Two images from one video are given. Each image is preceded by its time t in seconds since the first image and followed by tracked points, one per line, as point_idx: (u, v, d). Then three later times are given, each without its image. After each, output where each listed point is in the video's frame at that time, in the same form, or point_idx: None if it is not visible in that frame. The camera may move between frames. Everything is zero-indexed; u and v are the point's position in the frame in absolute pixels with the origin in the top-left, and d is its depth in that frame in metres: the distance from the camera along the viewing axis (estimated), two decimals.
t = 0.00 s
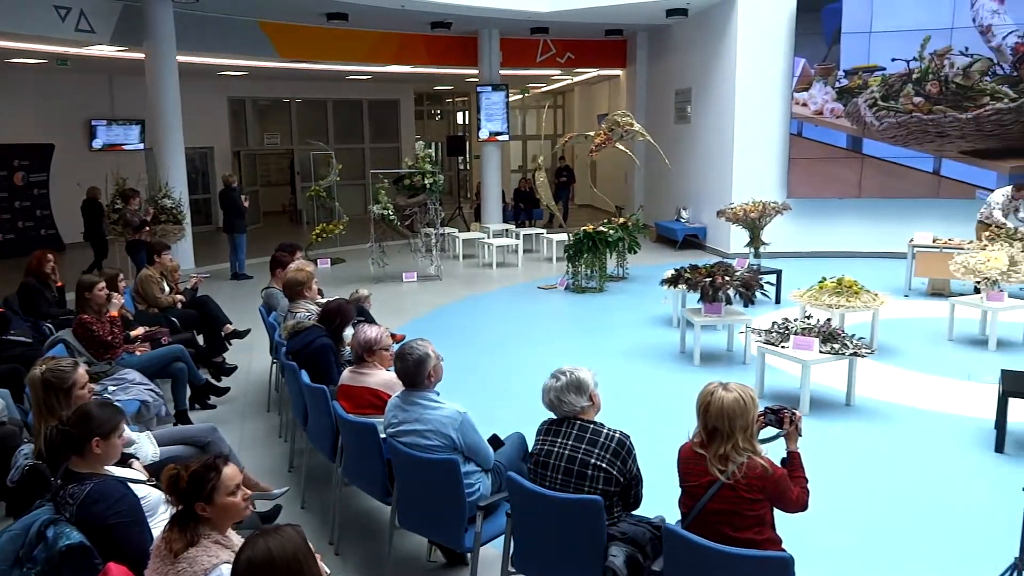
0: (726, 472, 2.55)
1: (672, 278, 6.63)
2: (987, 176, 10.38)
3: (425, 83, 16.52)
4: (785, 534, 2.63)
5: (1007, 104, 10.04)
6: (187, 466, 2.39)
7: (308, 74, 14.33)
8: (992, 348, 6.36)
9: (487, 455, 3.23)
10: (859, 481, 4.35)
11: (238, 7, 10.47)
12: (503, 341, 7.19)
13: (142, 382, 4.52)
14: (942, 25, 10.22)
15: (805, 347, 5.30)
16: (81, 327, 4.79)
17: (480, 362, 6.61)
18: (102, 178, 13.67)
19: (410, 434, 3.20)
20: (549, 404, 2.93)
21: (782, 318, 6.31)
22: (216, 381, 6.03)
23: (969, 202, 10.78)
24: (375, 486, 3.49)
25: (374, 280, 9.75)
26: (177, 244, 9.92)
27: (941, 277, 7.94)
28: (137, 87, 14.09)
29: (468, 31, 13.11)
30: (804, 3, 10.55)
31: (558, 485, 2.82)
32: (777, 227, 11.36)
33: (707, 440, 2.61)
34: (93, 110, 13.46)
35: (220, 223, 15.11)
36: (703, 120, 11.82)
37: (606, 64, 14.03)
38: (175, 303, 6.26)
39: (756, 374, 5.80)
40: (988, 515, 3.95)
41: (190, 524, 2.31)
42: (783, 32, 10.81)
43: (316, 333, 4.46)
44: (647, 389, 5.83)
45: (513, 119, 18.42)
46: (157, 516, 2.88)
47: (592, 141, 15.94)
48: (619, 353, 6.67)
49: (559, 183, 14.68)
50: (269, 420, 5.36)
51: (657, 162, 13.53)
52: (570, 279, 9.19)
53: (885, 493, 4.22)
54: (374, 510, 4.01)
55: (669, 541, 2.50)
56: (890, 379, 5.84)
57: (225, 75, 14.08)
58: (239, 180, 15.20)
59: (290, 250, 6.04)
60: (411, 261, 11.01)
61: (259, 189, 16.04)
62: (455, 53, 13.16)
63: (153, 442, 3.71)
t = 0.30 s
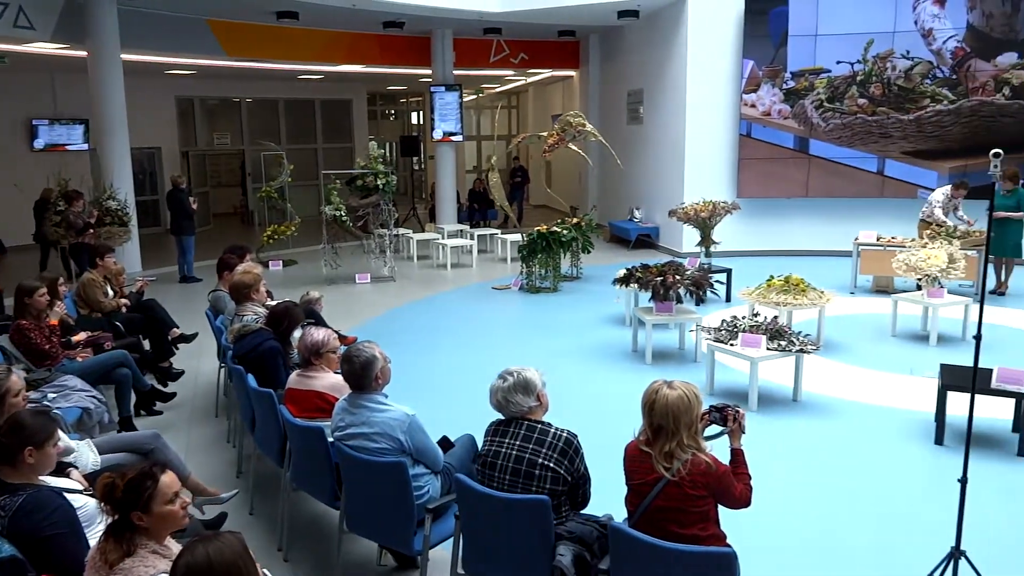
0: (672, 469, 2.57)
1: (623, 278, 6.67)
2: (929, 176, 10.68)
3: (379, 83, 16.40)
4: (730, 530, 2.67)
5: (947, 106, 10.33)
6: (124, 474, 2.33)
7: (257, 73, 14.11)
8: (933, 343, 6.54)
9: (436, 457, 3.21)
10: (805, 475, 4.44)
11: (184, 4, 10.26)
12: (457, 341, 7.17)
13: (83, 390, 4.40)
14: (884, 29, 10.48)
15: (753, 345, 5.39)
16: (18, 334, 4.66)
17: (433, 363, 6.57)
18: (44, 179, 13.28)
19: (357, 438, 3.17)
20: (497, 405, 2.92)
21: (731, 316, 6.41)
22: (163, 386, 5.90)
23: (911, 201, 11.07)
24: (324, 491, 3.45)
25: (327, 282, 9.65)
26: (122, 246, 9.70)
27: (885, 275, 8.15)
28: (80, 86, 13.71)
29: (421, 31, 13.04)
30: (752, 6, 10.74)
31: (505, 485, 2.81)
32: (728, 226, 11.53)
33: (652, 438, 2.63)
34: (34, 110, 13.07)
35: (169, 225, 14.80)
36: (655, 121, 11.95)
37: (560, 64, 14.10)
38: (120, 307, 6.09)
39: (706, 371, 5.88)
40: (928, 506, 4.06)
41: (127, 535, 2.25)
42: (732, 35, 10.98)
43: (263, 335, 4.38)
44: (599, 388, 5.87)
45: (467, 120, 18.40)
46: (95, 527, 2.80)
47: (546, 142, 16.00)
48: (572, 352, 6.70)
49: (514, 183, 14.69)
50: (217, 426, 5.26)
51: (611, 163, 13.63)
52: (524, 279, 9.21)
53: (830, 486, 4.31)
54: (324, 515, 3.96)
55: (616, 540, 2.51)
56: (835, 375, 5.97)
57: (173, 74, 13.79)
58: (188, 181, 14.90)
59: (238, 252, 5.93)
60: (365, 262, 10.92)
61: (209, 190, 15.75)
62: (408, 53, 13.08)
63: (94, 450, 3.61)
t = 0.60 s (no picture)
0: (621, 467, 2.59)
1: (578, 278, 6.69)
2: (875, 176, 10.89)
3: (333, 83, 16.25)
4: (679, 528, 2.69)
5: (892, 107, 10.57)
6: (58, 483, 2.26)
7: (208, 72, 13.85)
8: (879, 339, 6.69)
9: (387, 460, 3.18)
10: (755, 471, 4.50)
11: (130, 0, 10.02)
12: (411, 342, 7.13)
13: (24, 397, 4.25)
14: (832, 32, 10.70)
15: (705, 343, 5.45)
16: None
17: (388, 364, 6.53)
18: None
19: (306, 442, 3.13)
20: (447, 406, 2.90)
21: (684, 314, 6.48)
22: (109, 392, 5.74)
23: (859, 201, 11.32)
24: (273, 496, 3.39)
25: (280, 284, 9.52)
26: (67, 249, 9.44)
27: (833, 273, 8.32)
28: (21, 85, 13.31)
29: (375, 30, 12.94)
30: (703, 9, 10.90)
31: (456, 487, 2.80)
32: (682, 226, 11.67)
33: (601, 436, 2.63)
34: None
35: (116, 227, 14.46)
36: (609, 122, 12.03)
37: (516, 65, 14.14)
38: (63, 311, 5.92)
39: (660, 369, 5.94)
40: (873, 498, 4.15)
41: (61, 546, 2.18)
42: (684, 37, 11.11)
43: (210, 338, 4.30)
44: (554, 387, 5.89)
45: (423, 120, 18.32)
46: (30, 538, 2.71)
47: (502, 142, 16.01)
48: (527, 352, 6.71)
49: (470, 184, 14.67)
50: (165, 432, 5.14)
51: (566, 163, 13.71)
52: (480, 280, 9.20)
53: (780, 481, 4.38)
54: (275, 521, 3.90)
55: (566, 540, 2.51)
56: (785, 371, 6.08)
57: (119, 72, 13.47)
58: (136, 182, 14.57)
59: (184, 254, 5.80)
60: (319, 263, 10.80)
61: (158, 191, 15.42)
62: (362, 52, 12.97)
63: (33, 459, 3.49)
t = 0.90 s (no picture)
0: (573, 467, 2.60)
1: (535, 278, 6.70)
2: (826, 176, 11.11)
3: (288, 83, 16.06)
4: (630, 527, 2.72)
5: (841, 109, 10.80)
6: None
7: (159, 70, 13.58)
8: (830, 336, 6.83)
9: (341, 464, 3.16)
10: (708, 467, 4.57)
11: None
12: (367, 344, 7.07)
13: None
14: (783, 35, 10.91)
15: (660, 341, 5.50)
16: None
17: (344, 366, 6.47)
18: None
19: (258, 447, 3.09)
20: (400, 409, 2.88)
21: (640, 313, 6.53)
22: (55, 399, 5.59)
23: (810, 201, 11.54)
24: (224, 503, 3.34)
25: (234, 286, 9.38)
26: (12, 252, 9.18)
27: (785, 271, 8.48)
28: None
29: (330, 29, 12.82)
30: (657, 11, 11.02)
31: (410, 490, 2.78)
32: (638, 226, 11.79)
33: (555, 436, 2.64)
34: None
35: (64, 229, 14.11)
36: (566, 122, 12.09)
37: (474, 65, 14.20)
38: (7, 316, 5.73)
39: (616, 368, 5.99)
40: (822, 492, 4.24)
41: None
42: (639, 39, 11.22)
43: (160, 343, 4.21)
44: (512, 387, 5.90)
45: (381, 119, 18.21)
46: None
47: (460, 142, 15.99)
48: (484, 353, 6.71)
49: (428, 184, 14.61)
50: (114, 439, 5.02)
51: (524, 164, 13.75)
52: (438, 281, 9.17)
53: (732, 476, 4.45)
54: (227, 528, 3.84)
55: (520, 540, 2.52)
56: (738, 368, 6.17)
57: (66, 70, 13.14)
58: (84, 183, 14.23)
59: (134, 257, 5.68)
60: (274, 264, 10.67)
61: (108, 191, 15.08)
62: (317, 52, 12.85)
63: None
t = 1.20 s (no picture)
0: (531, 466, 2.61)
1: (495, 278, 6.69)
2: (782, 175, 11.27)
3: (246, 82, 15.84)
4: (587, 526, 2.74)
5: (796, 110, 11.01)
6: None
7: (111, 68, 13.28)
8: (786, 334, 6.94)
9: (298, 468, 3.13)
10: (667, 465, 4.61)
11: None
12: (327, 347, 7.00)
13: None
14: (740, 37, 11.08)
15: (620, 341, 5.54)
16: None
17: (303, 369, 6.40)
18: None
19: (212, 452, 3.05)
20: (356, 411, 2.86)
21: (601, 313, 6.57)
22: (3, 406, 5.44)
23: (768, 200, 11.72)
24: (178, 509, 3.29)
25: (190, 289, 9.22)
26: None
27: (742, 270, 8.61)
28: None
29: (289, 28, 12.68)
30: (616, 13, 11.10)
31: (367, 493, 2.77)
32: (599, 225, 11.85)
33: (512, 437, 2.65)
34: None
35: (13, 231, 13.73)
36: (527, 123, 12.12)
37: (435, 67, 14.26)
38: None
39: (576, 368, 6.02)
40: (777, 488, 4.31)
41: None
42: (598, 40, 11.28)
43: (112, 347, 4.12)
44: (472, 388, 5.89)
45: (341, 119, 18.07)
46: None
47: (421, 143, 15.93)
48: (445, 354, 6.69)
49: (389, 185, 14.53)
50: (65, 446, 4.91)
51: (485, 164, 13.75)
52: (399, 282, 9.12)
53: (690, 474, 4.50)
54: (182, 535, 3.77)
55: (478, 541, 2.52)
56: (697, 367, 6.25)
57: (14, 68, 12.78)
58: (33, 184, 13.86)
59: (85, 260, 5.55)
60: (232, 266, 10.52)
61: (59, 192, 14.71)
62: (275, 51, 12.69)
63: None
